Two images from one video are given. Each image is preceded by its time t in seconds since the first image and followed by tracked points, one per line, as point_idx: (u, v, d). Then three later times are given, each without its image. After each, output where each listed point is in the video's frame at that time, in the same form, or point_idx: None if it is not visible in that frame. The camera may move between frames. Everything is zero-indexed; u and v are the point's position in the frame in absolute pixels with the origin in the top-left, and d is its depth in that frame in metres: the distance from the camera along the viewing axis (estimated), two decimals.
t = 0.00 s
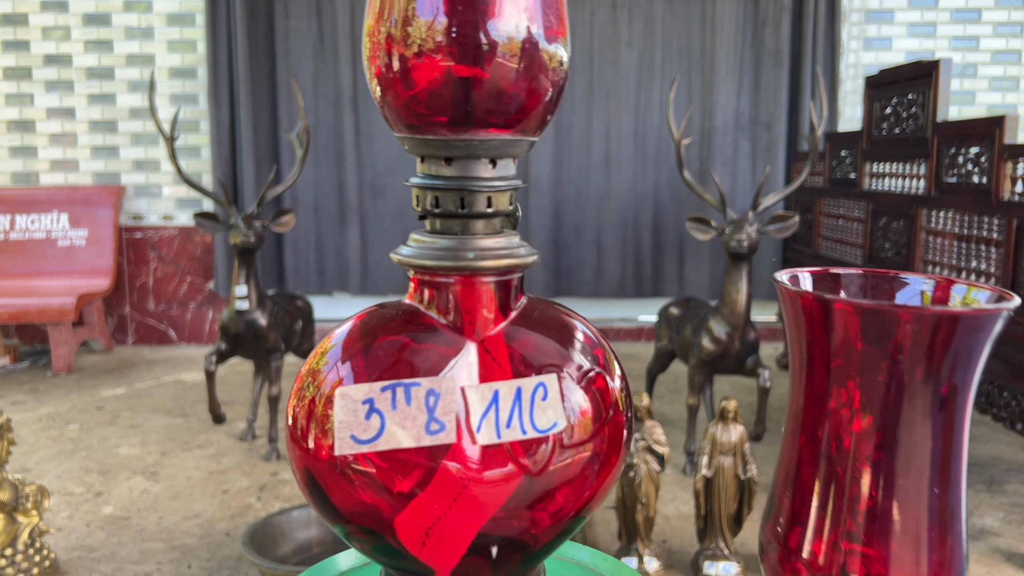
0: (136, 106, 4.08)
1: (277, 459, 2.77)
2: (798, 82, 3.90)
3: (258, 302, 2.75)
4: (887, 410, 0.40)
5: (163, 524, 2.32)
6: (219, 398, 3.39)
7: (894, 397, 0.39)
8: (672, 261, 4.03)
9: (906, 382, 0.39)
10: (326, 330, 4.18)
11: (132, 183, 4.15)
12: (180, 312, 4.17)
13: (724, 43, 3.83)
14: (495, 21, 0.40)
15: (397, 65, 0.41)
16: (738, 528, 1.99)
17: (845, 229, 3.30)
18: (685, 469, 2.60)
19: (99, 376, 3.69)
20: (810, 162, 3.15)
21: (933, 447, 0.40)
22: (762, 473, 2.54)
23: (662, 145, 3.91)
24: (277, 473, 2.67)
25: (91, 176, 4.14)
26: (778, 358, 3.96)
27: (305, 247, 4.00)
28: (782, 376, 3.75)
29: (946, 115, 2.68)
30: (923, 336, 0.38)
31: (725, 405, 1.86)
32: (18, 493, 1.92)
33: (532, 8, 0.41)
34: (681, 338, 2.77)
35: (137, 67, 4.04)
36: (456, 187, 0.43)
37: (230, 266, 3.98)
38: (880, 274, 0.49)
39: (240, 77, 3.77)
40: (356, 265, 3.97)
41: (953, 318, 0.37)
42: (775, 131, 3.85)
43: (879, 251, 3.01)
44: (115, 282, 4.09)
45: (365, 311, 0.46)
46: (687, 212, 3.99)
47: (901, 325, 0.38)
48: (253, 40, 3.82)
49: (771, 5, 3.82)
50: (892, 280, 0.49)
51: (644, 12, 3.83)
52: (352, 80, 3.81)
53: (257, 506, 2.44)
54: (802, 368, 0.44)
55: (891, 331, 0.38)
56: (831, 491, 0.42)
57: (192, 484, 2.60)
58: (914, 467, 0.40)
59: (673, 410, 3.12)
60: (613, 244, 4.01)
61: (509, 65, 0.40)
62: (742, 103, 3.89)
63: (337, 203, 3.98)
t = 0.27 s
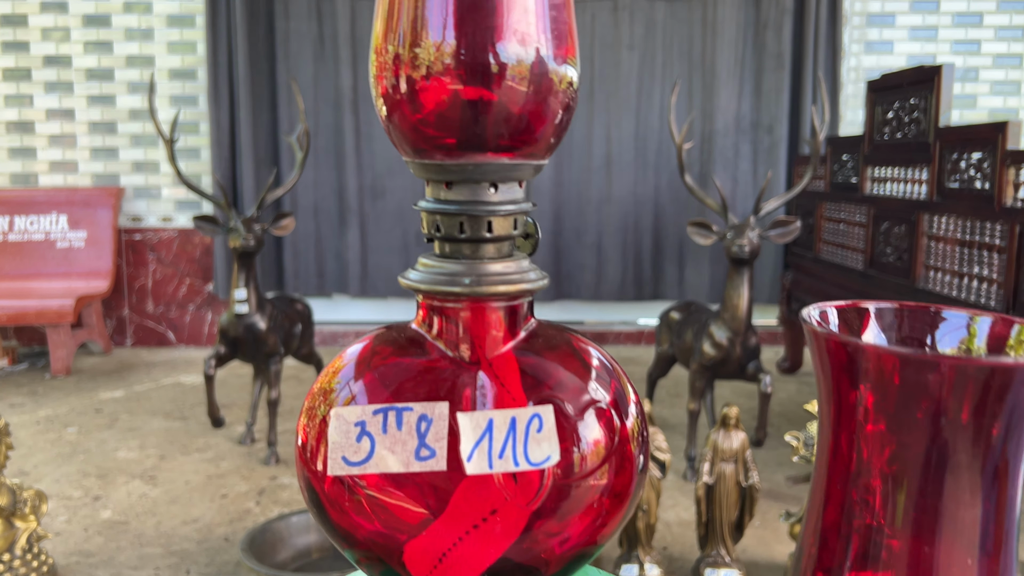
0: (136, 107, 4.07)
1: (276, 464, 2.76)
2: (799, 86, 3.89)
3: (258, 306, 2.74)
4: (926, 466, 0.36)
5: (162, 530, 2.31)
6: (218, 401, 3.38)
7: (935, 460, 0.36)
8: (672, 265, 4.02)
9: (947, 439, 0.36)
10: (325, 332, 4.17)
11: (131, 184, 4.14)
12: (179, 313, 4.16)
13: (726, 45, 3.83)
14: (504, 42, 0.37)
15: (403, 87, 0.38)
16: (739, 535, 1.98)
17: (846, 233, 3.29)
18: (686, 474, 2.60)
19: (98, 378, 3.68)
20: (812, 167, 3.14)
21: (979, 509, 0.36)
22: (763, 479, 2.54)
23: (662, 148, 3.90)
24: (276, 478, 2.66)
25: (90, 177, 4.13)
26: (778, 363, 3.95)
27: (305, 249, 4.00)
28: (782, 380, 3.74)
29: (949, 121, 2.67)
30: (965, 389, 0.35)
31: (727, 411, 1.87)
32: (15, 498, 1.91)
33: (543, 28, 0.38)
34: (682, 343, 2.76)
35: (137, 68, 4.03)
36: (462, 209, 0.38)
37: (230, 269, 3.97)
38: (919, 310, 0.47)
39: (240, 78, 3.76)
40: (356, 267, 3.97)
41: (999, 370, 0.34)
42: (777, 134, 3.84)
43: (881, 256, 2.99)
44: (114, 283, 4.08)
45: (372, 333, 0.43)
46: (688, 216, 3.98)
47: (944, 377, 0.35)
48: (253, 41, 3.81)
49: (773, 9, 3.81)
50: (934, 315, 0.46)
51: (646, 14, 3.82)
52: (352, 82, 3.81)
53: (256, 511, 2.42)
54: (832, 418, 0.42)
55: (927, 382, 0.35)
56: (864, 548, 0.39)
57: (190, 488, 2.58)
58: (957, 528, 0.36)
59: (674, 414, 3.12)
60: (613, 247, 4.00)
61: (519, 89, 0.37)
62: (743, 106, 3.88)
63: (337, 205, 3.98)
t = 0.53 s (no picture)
0: (136, 110, 4.06)
1: (276, 470, 2.76)
2: (799, 92, 3.89)
3: (258, 312, 2.74)
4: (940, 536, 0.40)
5: (161, 537, 2.30)
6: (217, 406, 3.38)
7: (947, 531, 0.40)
8: (672, 270, 4.02)
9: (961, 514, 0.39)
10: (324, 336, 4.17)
11: (131, 188, 4.13)
12: (179, 317, 4.16)
13: (726, 51, 3.82)
14: (518, 100, 0.37)
15: (416, 140, 0.38)
16: (739, 545, 1.98)
17: (846, 241, 3.29)
18: (686, 482, 2.60)
19: (97, 382, 3.68)
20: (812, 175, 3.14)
21: None
22: (762, 487, 2.54)
23: (662, 154, 3.90)
24: (276, 484, 2.65)
25: (90, 180, 4.12)
26: (778, 369, 3.95)
27: (304, 253, 3.99)
28: (782, 386, 3.74)
29: (949, 130, 2.67)
30: (980, 469, 0.38)
31: (728, 421, 1.87)
32: (15, 506, 1.91)
33: (557, 85, 0.38)
34: (682, 351, 2.76)
35: (137, 71, 4.02)
36: (474, 265, 0.39)
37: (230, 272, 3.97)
38: (939, 372, 0.49)
39: (241, 82, 3.75)
40: (355, 271, 3.96)
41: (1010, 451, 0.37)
42: (777, 140, 3.84)
43: (881, 264, 2.99)
44: (113, 287, 4.08)
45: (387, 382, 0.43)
46: (688, 222, 3.98)
47: (952, 456, 0.38)
48: (253, 45, 3.81)
49: (773, 14, 3.81)
50: (952, 375, 0.49)
51: (646, 20, 3.82)
52: (352, 87, 3.80)
53: (255, 518, 2.42)
54: (851, 488, 0.45)
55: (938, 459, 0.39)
56: None
57: (190, 495, 2.58)
58: None
59: (673, 421, 3.12)
60: (614, 252, 4.00)
61: (532, 146, 0.37)
62: (744, 112, 3.88)
63: (337, 209, 3.97)
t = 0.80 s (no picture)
0: (136, 113, 4.07)
1: (274, 474, 2.77)
2: (797, 98, 3.90)
3: (257, 317, 2.75)
4: None
5: (160, 542, 2.31)
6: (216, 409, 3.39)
7: None
8: (670, 274, 4.03)
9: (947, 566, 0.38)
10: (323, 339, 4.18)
11: (130, 190, 4.13)
12: (177, 319, 4.16)
13: (725, 56, 3.84)
14: (519, 157, 0.39)
15: (422, 193, 0.41)
16: (735, 553, 1.99)
17: (844, 247, 3.30)
18: (683, 488, 2.61)
19: (96, 385, 3.69)
20: (810, 181, 3.15)
21: None
22: (759, 494, 2.55)
23: (661, 159, 3.92)
24: (274, 489, 2.66)
25: (89, 182, 4.12)
26: (775, 373, 3.97)
27: (303, 256, 4.00)
28: (778, 391, 3.76)
29: (946, 138, 2.69)
30: (968, 523, 0.36)
31: (724, 430, 1.88)
32: (15, 512, 1.92)
33: (557, 141, 0.41)
34: (680, 357, 2.77)
35: (137, 74, 4.03)
36: (477, 315, 0.40)
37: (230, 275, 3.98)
38: (925, 415, 0.47)
39: (240, 85, 3.76)
40: (354, 274, 3.97)
41: (999, 506, 0.35)
42: (775, 145, 3.85)
43: (878, 270, 3.01)
44: (112, 289, 4.08)
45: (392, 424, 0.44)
46: (686, 227, 4.00)
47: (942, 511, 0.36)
48: (253, 49, 3.82)
49: (771, 20, 3.83)
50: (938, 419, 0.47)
51: (645, 25, 3.84)
52: (352, 91, 3.81)
53: (254, 523, 2.43)
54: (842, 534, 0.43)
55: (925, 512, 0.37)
56: None
57: (189, 499, 2.59)
58: None
59: (670, 426, 3.13)
60: (612, 256, 4.01)
61: (533, 200, 0.40)
62: (742, 118, 3.90)
63: (336, 212, 3.98)
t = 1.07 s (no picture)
0: (134, 111, 4.08)
1: (272, 472, 2.79)
2: (792, 99, 3.93)
3: (255, 315, 2.77)
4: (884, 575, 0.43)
5: (158, 538, 2.33)
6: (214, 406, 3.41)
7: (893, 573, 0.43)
8: (666, 274, 4.06)
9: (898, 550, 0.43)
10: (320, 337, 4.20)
11: (128, 188, 4.15)
12: (175, 317, 4.18)
13: (721, 57, 3.86)
14: (506, 170, 0.42)
15: (414, 203, 0.43)
16: (727, 550, 2.02)
17: (837, 248, 3.33)
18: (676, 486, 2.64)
19: (94, 382, 3.70)
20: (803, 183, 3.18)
21: None
22: (751, 492, 2.58)
23: (657, 159, 3.94)
24: (272, 486, 2.69)
25: (88, 180, 4.14)
26: (769, 373, 4.00)
27: (301, 255, 4.02)
28: (772, 390, 3.79)
29: (938, 141, 2.71)
30: (914, 510, 0.42)
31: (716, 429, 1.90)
32: (15, 508, 1.94)
33: (541, 156, 0.43)
34: (674, 356, 2.79)
35: (135, 73, 4.04)
36: (466, 318, 0.42)
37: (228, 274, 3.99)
38: (884, 411, 0.55)
39: (239, 84, 3.78)
40: (351, 273, 4.00)
41: (947, 494, 0.41)
42: (770, 146, 3.87)
43: (871, 271, 3.04)
44: (111, 287, 4.10)
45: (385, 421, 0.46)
46: (681, 227, 4.02)
47: (895, 501, 0.42)
48: (252, 48, 3.83)
49: (767, 22, 3.85)
50: (893, 415, 0.55)
51: (642, 26, 3.86)
52: (350, 90, 3.83)
53: (251, 519, 2.45)
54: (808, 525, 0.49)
55: (878, 500, 0.43)
56: None
57: (187, 496, 2.61)
58: None
59: (665, 424, 3.16)
60: (608, 256, 4.03)
61: (519, 211, 0.42)
62: (737, 119, 3.92)
63: (334, 211, 4.00)
